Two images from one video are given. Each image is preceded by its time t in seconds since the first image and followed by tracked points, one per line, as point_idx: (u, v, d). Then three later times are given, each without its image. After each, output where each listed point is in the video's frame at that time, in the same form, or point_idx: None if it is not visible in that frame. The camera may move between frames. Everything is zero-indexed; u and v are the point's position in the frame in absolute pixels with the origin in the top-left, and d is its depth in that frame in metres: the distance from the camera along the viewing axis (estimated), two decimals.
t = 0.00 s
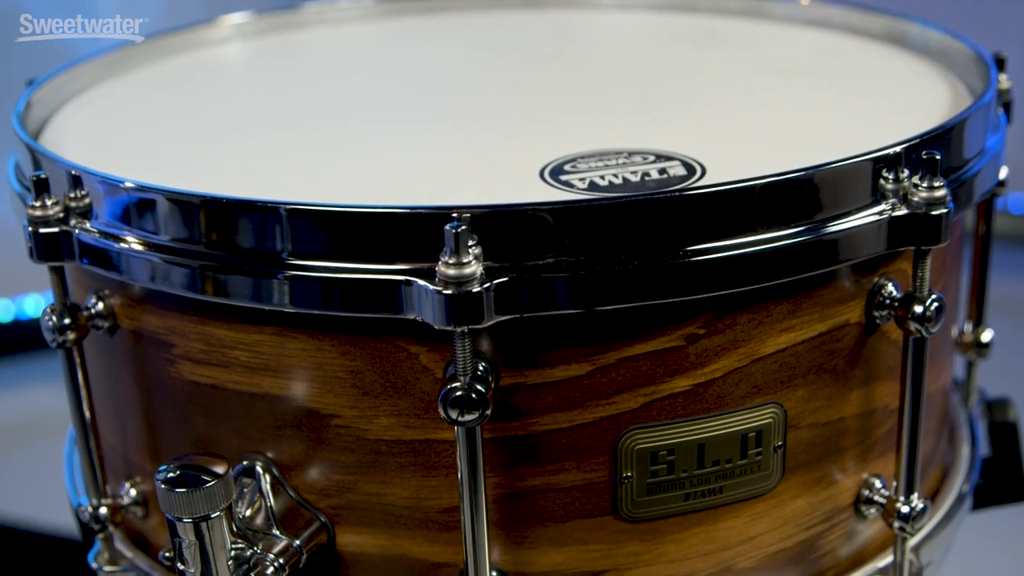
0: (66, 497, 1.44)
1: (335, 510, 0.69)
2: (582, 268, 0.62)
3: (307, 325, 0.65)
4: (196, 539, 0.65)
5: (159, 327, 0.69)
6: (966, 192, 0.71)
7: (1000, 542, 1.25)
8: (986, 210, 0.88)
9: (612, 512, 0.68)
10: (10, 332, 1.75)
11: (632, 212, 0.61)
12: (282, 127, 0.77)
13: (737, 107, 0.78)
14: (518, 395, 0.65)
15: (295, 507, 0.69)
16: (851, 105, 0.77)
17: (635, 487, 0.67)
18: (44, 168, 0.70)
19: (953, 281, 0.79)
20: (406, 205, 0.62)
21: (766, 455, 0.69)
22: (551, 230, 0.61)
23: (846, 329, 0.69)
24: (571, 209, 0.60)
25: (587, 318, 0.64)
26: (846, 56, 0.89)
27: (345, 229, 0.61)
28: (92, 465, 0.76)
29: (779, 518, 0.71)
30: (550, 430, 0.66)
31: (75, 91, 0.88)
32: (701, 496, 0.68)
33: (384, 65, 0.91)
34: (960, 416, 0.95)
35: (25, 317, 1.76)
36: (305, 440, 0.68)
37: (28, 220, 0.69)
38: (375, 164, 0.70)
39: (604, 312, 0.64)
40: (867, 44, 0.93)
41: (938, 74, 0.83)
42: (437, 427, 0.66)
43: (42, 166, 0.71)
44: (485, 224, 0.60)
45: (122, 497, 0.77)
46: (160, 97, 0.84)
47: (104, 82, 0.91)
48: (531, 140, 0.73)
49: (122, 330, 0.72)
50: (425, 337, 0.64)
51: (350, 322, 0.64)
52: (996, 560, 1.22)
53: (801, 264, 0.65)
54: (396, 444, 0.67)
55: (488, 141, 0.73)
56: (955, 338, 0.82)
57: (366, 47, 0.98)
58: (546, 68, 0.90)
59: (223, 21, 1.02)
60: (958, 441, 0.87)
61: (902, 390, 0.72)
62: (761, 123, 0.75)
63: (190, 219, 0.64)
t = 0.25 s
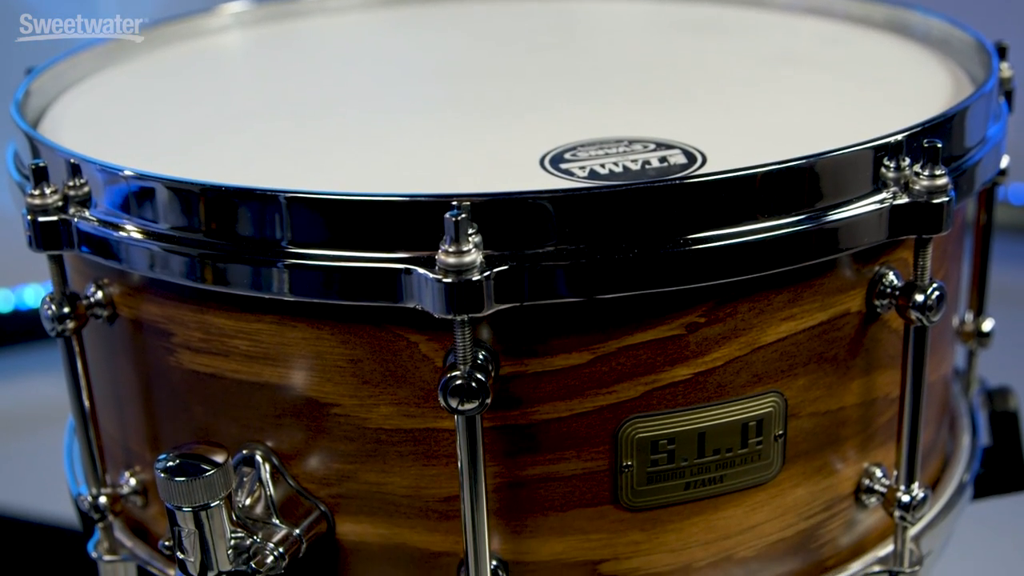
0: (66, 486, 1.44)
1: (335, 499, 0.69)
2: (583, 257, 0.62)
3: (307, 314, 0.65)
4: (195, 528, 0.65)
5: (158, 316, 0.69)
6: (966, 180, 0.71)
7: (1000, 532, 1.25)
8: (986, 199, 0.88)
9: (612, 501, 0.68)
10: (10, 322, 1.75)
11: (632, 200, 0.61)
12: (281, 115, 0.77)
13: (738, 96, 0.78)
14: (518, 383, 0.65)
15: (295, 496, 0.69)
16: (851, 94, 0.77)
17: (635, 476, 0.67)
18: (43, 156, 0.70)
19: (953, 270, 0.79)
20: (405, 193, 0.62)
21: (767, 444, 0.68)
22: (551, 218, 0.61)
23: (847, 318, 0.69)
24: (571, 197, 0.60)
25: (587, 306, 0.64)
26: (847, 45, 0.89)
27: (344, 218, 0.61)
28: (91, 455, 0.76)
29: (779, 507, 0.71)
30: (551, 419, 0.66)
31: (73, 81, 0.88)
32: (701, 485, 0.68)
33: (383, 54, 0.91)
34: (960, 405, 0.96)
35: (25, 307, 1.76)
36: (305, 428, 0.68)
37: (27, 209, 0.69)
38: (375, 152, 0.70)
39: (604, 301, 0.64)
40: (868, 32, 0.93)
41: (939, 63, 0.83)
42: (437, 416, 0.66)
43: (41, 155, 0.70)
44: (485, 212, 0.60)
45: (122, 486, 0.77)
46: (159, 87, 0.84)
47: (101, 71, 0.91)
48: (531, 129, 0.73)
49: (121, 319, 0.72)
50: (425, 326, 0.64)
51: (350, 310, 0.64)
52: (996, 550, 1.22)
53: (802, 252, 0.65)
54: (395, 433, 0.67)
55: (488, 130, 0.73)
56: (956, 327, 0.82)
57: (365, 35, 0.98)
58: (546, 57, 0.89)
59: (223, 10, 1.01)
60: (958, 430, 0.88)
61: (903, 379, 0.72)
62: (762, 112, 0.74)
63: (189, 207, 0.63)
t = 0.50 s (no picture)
0: (66, 476, 1.44)
1: (335, 488, 0.69)
2: (583, 245, 0.62)
3: (306, 303, 0.65)
4: (195, 517, 0.64)
5: (157, 305, 0.69)
6: (967, 168, 0.70)
7: (1000, 521, 1.25)
8: (987, 188, 0.88)
9: (612, 490, 0.68)
10: (10, 312, 1.75)
11: (633, 188, 0.61)
12: (281, 105, 0.77)
13: (739, 85, 0.77)
14: (518, 372, 0.65)
15: (294, 485, 0.69)
16: (853, 83, 0.77)
17: (635, 465, 0.67)
18: (41, 145, 0.70)
19: (954, 260, 0.79)
20: (405, 181, 0.61)
21: (767, 433, 0.68)
22: (551, 206, 0.60)
23: (848, 307, 0.69)
24: (571, 185, 0.60)
25: (588, 295, 0.64)
26: (848, 33, 0.88)
27: (343, 206, 0.61)
28: (91, 444, 0.76)
29: (780, 496, 0.71)
30: (551, 407, 0.66)
31: (72, 69, 0.88)
32: (701, 474, 0.68)
33: (383, 43, 0.91)
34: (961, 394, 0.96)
35: (25, 297, 1.75)
36: (304, 417, 0.67)
37: (26, 197, 0.69)
38: (374, 141, 0.70)
39: (605, 289, 0.64)
40: (869, 21, 0.92)
41: (940, 51, 0.83)
42: (437, 405, 0.65)
43: (39, 143, 0.70)
44: (485, 200, 0.60)
45: (121, 476, 0.77)
46: (158, 75, 0.84)
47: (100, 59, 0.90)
48: (531, 118, 0.73)
49: (120, 308, 0.72)
50: (425, 315, 0.63)
51: (350, 299, 0.64)
52: (996, 539, 1.22)
53: (803, 241, 0.64)
54: (395, 422, 0.66)
55: (487, 119, 0.73)
56: (956, 316, 0.82)
57: (365, 24, 0.98)
58: (546, 46, 0.89)
59: None
60: (959, 420, 0.88)
61: (904, 367, 0.72)
62: (763, 101, 0.74)
63: (189, 195, 0.63)
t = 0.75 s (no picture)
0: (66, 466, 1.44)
1: (335, 477, 0.69)
2: (583, 234, 0.61)
3: (306, 292, 0.64)
4: (195, 506, 0.64)
5: (156, 294, 0.69)
6: (969, 157, 0.70)
7: (999, 511, 1.25)
8: (987, 177, 0.88)
9: (612, 480, 0.68)
10: (9, 303, 1.75)
11: (633, 177, 0.61)
12: (281, 93, 0.76)
13: (740, 73, 0.77)
14: (518, 361, 0.65)
15: (294, 474, 0.69)
16: (854, 72, 0.76)
17: (636, 455, 0.67)
18: (40, 133, 0.70)
19: (955, 250, 0.79)
20: (404, 169, 0.61)
21: (768, 423, 0.68)
22: (551, 194, 0.60)
23: (849, 296, 0.69)
24: (571, 173, 0.60)
25: (588, 284, 0.63)
26: (849, 22, 0.88)
27: (343, 194, 0.61)
28: (90, 434, 0.76)
29: (780, 486, 0.71)
30: (551, 396, 0.66)
31: (71, 58, 0.88)
32: (702, 463, 0.68)
33: (382, 32, 0.90)
34: (961, 383, 0.96)
35: (25, 287, 1.75)
36: (304, 406, 0.67)
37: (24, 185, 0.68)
38: (374, 130, 0.70)
39: (605, 277, 0.63)
40: (870, 10, 0.92)
41: (941, 40, 0.83)
42: (437, 394, 0.65)
43: (38, 132, 0.70)
44: (484, 189, 0.60)
45: (121, 465, 0.77)
46: (157, 63, 0.84)
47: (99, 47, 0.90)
48: (531, 106, 0.73)
49: (119, 297, 0.72)
50: (424, 303, 0.63)
51: (349, 288, 0.63)
52: (995, 529, 1.22)
53: (804, 230, 0.64)
54: (395, 411, 0.66)
55: (487, 107, 0.73)
56: (957, 306, 0.82)
57: (364, 13, 0.97)
58: (546, 35, 0.89)
59: None
60: (960, 410, 0.88)
61: (904, 356, 0.72)
62: (764, 89, 0.74)
63: (188, 184, 0.63)
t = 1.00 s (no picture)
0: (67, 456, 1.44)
1: (335, 467, 0.69)
2: (583, 223, 0.61)
3: (305, 281, 0.64)
4: (194, 496, 0.64)
5: (156, 283, 0.69)
6: (971, 145, 0.70)
7: (1001, 502, 1.25)
8: (989, 167, 0.87)
9: (612, 470, 0.68)
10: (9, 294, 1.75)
11: (634, 165, 0.60)
12: (281, 83, 0.76)
13: (741, 62, 0.77)
14: (518, 351, 0.64)
15: (293, 464, 0.69)
16: (856, 61, 0.76)
17: (636, 445, 0.67)
18: (39, 122, 0.70)
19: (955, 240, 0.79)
20: (404, 158, 0.61)
21: (768, 412, 0.68)
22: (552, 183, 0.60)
23: (849, 286, 0.69)
24: (572, 161, 0.59)
25: (588, 273, 0.63)
26: (850, 11, 0.88)
27: (342, 183, 0.61)
28: (90, 424, 0.76)
29: (780, 475, 0.71)
30: (551, 386, 0.65)
31: (71, 47, 0.88)
32: (702, 453, 0.67)
33: (382, 21, 0.90)
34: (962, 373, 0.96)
35: (25, 278, 1.76)
36: (304, 396, 0.67)
37: (23, 175, 0.68)
38: (373, 119, 0.70)
39: (606, 266, 0.63)
40: None
41: (943, 29, 0.82)
42: (437, 383, 0.65)
43: (37, 121, 0.70)
44: (484, 177, 0.59)
45: (120, 455, 0.77)
46: (157, 53, 0.84)
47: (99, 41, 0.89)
48: (532, 95, 0.72)
49: (118, 286, 0.72)
50: (424, 293, 0.63)
51: (349, 277, 0.63)
52: (996, 519, 1.22)
53: (805, 219, 0.64)
54: (395, 401, 0.66)
55: (488, 96, 0.72)
56: (957, 296, 0.82)
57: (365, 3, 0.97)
58: (547, 25, 0.88)
59: None
60: (960, 400, 0.88)
61: (906, 346, 0.72)
62: (765, 78, 0.74)
63: (187, 173, 0.63)
